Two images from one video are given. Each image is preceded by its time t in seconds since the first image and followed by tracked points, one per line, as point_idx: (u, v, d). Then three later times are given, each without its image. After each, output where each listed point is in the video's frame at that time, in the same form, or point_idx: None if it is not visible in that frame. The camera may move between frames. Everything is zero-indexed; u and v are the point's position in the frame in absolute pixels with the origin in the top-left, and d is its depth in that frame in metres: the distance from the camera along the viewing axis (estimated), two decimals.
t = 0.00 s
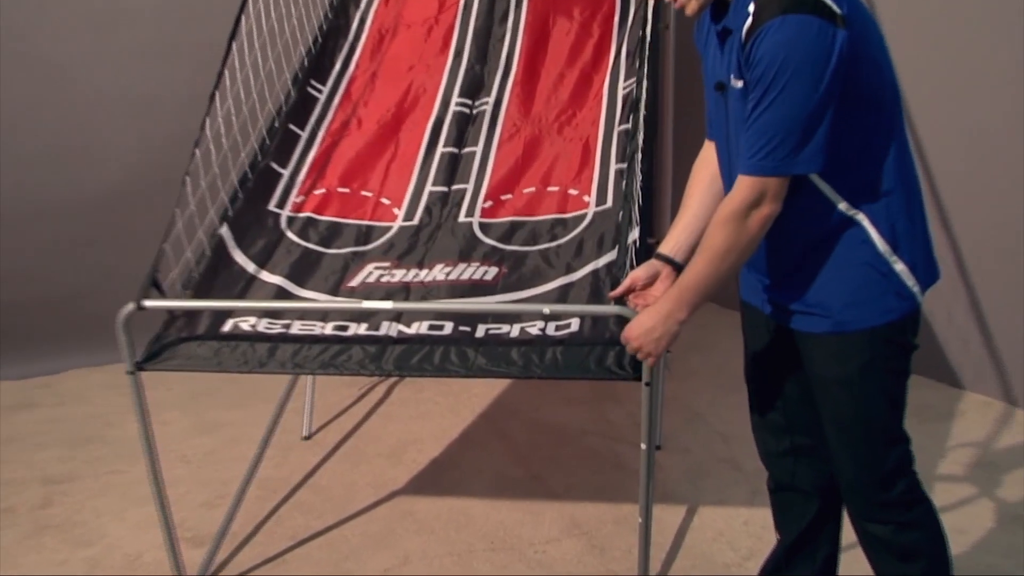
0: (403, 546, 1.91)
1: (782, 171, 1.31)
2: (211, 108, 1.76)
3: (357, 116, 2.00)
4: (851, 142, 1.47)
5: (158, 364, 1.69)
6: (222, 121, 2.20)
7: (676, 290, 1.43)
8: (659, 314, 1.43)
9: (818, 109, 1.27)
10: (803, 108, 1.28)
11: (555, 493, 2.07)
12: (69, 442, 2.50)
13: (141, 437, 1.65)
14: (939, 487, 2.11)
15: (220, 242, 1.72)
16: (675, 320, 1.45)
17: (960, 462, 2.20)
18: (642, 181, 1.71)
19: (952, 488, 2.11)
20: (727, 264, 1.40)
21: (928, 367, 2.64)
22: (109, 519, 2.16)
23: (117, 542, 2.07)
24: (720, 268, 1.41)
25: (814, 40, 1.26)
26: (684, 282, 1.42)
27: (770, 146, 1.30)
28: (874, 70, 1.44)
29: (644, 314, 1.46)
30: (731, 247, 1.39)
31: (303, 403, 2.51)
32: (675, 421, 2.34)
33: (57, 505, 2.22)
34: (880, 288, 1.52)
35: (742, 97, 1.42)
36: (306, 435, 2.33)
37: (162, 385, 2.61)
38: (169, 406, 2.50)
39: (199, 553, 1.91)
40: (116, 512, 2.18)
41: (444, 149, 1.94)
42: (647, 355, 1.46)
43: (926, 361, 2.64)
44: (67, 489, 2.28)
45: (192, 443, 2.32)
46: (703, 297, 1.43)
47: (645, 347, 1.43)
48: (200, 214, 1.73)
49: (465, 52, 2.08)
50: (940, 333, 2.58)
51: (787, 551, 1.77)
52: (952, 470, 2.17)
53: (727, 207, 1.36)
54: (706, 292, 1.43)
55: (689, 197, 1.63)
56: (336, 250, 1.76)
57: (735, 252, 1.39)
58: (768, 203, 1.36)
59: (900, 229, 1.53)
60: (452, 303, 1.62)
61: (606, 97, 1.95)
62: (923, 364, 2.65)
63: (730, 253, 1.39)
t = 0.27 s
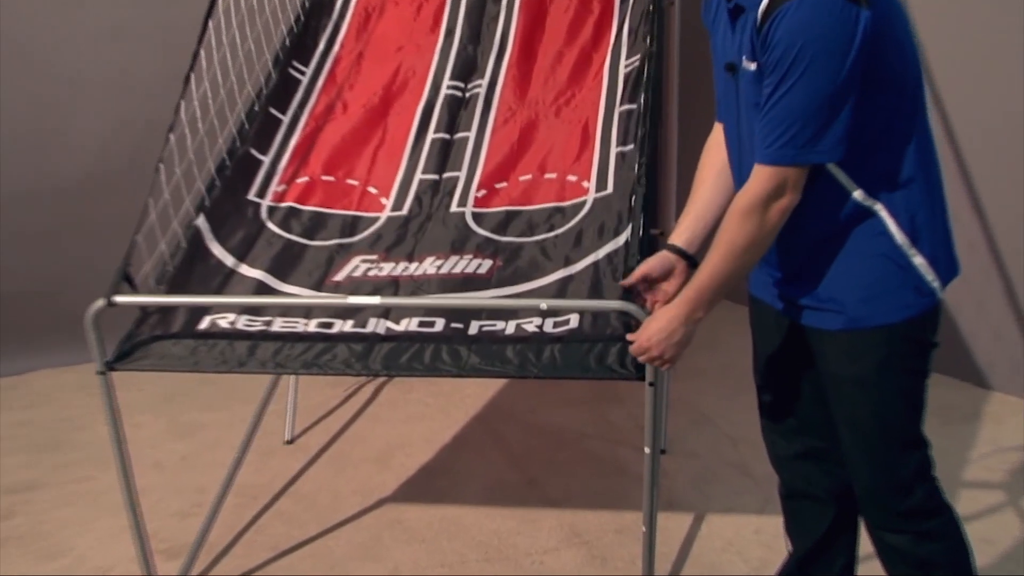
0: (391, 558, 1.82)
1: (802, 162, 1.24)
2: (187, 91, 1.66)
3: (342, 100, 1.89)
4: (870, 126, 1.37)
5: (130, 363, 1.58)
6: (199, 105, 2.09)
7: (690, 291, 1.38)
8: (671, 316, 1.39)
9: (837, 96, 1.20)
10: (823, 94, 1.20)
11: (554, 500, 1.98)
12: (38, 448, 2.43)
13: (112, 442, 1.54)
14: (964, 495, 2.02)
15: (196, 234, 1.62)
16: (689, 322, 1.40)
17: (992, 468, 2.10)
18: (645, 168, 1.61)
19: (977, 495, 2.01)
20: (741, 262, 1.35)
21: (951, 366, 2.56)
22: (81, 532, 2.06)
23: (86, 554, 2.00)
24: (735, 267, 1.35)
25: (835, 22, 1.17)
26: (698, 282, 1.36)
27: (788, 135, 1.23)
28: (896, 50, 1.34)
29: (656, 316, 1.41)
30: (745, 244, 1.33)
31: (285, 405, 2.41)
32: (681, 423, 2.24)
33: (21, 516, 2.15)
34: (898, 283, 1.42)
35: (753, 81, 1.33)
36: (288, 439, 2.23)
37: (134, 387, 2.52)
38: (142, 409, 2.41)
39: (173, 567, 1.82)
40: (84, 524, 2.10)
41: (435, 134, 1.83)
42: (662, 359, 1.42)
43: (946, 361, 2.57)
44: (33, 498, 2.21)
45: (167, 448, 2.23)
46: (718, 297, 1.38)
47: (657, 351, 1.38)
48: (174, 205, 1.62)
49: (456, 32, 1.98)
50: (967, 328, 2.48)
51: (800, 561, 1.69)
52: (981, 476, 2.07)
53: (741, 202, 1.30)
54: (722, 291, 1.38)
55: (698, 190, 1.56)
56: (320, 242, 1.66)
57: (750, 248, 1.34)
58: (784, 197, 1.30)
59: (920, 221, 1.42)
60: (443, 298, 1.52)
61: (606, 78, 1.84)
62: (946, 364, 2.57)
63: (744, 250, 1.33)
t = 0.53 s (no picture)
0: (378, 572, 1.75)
1: (818, 146, 1.14)
2: (158, 74, 1.54)
3: (324, 81, 1.78)
4: (893, 107, 1.26)
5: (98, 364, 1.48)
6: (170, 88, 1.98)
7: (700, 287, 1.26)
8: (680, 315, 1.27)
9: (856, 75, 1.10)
10: (845, 72, 1.10)
11: (552, 509, 1.90)
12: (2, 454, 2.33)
13: (77, 449, 1.44)
14: (990, 506, 1.93)
15: (168, 226, 1.51)
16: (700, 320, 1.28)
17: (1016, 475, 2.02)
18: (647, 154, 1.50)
19: (1004, 505, 1.93)
20: (755, 253, 1.24)
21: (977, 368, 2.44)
22: (54, 548, 1.99)
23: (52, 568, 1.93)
24: (749, 260, 1.24)
25: None
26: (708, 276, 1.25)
27: (804, 118, 1.13)
28: (921, 25, 1.24)
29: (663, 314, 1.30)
30: (759, 234, 1.22)
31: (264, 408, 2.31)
32: (687, 427, 2.15)
33: None
34: (921, 277, 1.32)
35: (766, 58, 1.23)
36: (267, 445, 2.13)
37: (99, 390, 2.41)
38: (106, 414, 2.31)
39: None
40: (49, 536, 2.02)
41: (424, 119, 1.72)
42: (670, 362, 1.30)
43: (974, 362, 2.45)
44: None
45: (135, 456, 2.14)
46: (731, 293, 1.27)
47: (664, 350, 1.27)
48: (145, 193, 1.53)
49: (446, 9, 1.87)
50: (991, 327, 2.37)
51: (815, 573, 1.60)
52: (1007, 485, 1.99)
53: (753, 189, 1.19)
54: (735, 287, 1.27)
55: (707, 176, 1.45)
56: (301, 233, 1.55)
57: (765, 239, 1.23)
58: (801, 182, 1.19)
59: (944, 210, 1.32)
60: (431, 293, 1.42)
61: (607, 57, 1.74)
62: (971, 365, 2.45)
63: (758, 241, 1.23)
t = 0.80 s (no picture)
0: None
1: (833, 129, 1.03)
2: (124, 53, 1.42)
3: (303, 62, 1.67)
4: (917, 87, 1.15)
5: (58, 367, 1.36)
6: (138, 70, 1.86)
7: (702, 279, 1.15)
8: (680, 309, 1.16)
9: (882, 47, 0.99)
10: (866, 47, 0.99)
11: (547, 522, 1.80)
12: None
13: (35, 457, 1.35)
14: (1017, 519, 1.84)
15: (135, 217, 1.40)
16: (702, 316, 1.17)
17: None
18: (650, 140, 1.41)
19: None
20: (764, 244, 1.12)
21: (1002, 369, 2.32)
22: (13, 568, 1.88)
23: None
24: (757, 251, 1.12)
25: None
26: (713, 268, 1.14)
27: (819, 98, 1.02)
28: None
29: (662, 309, 1.18)
30: (769, 223, 1.11)
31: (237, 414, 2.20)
32: (693, 434, 2.05)
33: None
34: (943, 274, 1.21)
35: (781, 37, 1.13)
36: (240, 454, 2.02)
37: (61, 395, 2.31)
38: (65, 421, 2.21)
39: None
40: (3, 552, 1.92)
41: (410, 103, 1.61)
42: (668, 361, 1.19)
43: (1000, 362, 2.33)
44: None
45: (99, 466, 2.05)
46: (737, 286, 1.15)
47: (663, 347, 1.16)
48: (108, 181, 1.41)
49: None
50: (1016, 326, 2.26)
51: None
52: None
53: (763, 172, 1.08)
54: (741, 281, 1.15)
55: (715, 166, 1.35)
56: (278, 226, 1.45)
57: (775, 229, 1.11)
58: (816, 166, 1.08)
59: (969, 202, 1.22)
60: (417, 290, 1.32)
61: (607, 37, 1.63)
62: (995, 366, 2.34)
63: (768, 230, 1.11)
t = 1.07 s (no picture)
0: None
1: (849, 112, 0.94)
2: (84, 32, 1.33)
3: (279, 44, 1.57)
4: (943, 66, 1.05)
5: (12, 372, 1.27)
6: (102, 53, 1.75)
7: (707, 273, 1.05)
8: (683, 305, 1.05)
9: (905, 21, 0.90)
10: (887, 21, 0.90)
11: (542, 536, 1.70)
12: None
13: None
14: None
15: (97, 210, 1.30)
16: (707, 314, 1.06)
17: None
18: (651, 128, 1.31)
19: None
20: (775, 236, 1.02)
21: None
22: None
23: None
24: (768, 243, 1.02)
25: None
26: (720, 260, 1.03)
27: (834, 79, 0.92)
28: None
29: (663, 306, 1.08)
30: (781, 213, 1.00)
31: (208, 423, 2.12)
32: (699, 442, 1.96)
33: None
34: (967, 270, 1.12)
35: (796, 12, 1.03)
36: (211, 466, 1.93)
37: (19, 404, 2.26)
38: (28, 431, 2.14)
39: None
40: None
41: (394, 88, 1.51)
42: (668, 363, 1.08)
43: None
44: None
45: (59, 479, 1.97)
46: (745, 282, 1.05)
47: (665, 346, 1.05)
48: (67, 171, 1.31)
49: None
50: None
51: None
52: None
53: (775, 158, 0.98)
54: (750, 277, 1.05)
55: (720, 153, 1.25)
56: (252, 220, 1.35)
57: (787, 220, 1.01)
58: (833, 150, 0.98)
59: (995, 192, 1.12)
60: (402, 289, 1.23)
61: (605, 17, 1.54)
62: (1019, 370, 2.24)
63: (780, 221, 1.01)
